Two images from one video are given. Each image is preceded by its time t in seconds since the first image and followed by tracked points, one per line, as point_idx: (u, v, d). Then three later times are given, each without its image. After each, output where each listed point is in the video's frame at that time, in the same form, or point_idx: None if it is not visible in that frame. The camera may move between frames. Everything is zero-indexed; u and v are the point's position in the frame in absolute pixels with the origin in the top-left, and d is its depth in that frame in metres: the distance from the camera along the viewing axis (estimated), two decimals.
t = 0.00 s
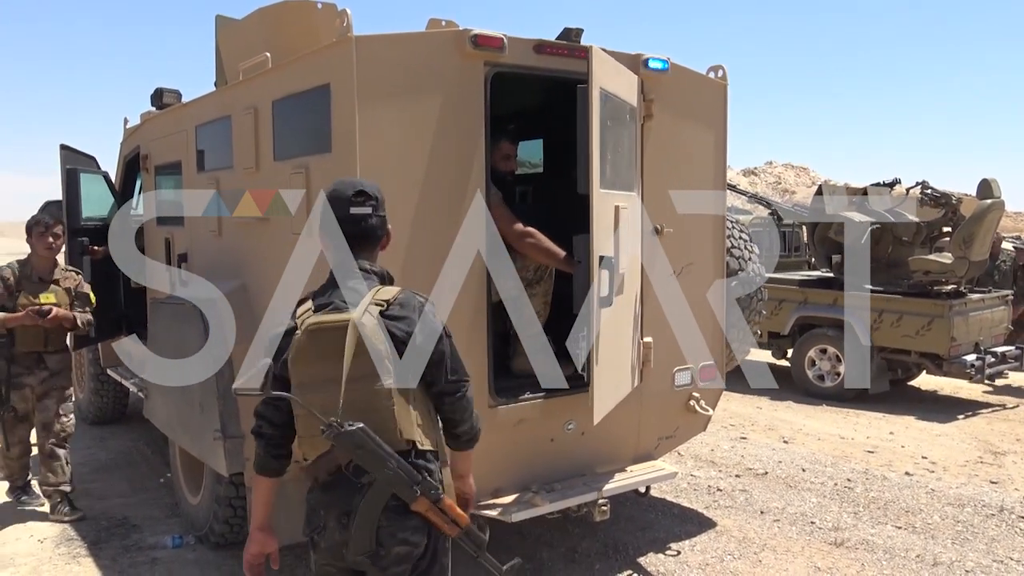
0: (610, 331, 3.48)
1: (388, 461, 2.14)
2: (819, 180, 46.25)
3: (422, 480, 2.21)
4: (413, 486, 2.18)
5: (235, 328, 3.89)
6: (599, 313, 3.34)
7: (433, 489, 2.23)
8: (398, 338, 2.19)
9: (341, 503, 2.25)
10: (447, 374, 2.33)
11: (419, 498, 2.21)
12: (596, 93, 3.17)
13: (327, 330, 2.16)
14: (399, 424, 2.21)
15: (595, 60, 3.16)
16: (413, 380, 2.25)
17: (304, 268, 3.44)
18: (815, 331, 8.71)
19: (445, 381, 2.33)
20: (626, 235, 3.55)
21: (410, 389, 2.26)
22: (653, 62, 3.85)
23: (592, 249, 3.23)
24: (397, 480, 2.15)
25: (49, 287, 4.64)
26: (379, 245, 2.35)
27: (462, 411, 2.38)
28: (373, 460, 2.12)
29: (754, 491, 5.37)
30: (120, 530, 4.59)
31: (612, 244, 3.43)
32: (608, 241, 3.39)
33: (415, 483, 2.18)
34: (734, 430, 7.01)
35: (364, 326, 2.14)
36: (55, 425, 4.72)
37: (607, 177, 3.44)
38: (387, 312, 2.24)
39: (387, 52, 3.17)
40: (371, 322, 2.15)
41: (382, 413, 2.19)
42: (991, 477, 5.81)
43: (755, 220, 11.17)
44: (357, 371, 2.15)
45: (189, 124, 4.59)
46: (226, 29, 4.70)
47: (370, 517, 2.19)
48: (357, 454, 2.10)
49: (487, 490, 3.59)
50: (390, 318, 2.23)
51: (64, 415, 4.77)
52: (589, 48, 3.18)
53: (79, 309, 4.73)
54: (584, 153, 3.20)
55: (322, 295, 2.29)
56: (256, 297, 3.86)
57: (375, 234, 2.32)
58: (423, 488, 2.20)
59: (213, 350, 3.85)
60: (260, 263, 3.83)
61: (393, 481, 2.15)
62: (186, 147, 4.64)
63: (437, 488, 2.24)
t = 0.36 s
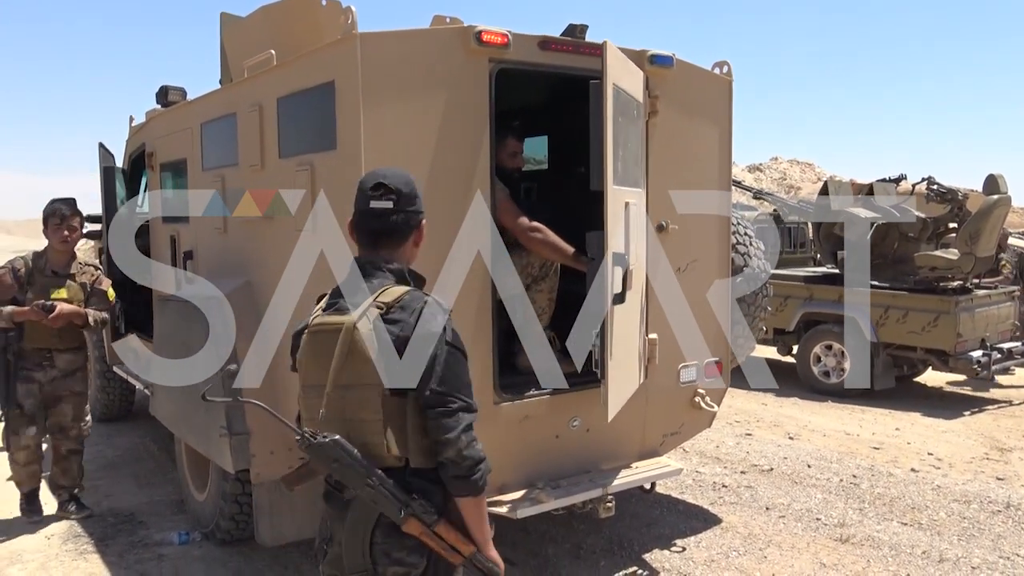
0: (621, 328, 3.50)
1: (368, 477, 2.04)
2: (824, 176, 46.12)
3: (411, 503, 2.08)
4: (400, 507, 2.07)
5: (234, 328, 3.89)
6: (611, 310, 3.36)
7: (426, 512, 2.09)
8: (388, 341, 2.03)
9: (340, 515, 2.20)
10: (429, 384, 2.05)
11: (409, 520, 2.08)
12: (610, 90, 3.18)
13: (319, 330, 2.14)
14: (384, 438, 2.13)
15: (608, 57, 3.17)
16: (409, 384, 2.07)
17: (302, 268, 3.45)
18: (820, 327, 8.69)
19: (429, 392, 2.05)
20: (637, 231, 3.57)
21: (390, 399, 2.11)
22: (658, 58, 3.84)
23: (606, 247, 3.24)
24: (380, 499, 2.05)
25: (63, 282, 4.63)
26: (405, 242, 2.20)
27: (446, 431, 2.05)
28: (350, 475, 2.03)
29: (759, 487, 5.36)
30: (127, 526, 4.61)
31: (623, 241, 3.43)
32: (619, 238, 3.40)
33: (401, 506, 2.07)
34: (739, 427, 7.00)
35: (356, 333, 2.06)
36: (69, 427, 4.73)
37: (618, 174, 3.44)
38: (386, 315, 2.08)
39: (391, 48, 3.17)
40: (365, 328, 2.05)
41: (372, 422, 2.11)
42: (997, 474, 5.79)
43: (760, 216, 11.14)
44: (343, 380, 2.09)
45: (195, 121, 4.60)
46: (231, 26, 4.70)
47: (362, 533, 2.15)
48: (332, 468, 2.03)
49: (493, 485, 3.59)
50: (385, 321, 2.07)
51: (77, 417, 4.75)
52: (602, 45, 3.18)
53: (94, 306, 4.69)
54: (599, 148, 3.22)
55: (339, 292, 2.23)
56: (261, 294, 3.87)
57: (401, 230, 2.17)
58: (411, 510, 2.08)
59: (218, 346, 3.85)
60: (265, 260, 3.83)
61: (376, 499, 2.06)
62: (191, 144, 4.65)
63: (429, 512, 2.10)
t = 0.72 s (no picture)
0: (625, 323, 3.51)
1: (324, 479, 2.11)
2: (825, 174, 46.11)
3: (364, 511, 2.06)
4: (353, 515, 2.06)
5: (235, 327, 3.87)
6: (615, 305, 3.38)
7: (381, 522, 2.06)
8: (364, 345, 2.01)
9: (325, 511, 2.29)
10: (390, 392, 1.99)
11: (363, 528, 2.05)
12: (618, 85, 3.20)
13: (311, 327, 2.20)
14: (351, 444, 2.09)
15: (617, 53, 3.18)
16: (410, 385, 1.96)
17: (302, 266, 3.45)
18: (818, 325, 8.71)
19: (391, 401, 1.99)
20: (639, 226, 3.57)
21: (361, 405, 2.06)
22: (659, 54, 3.84)
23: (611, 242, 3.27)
24: (336, 503, 2.09)
25: (41, 279, 4.28)
26: (401, 234, 2.12)
27: (400, 443, 1.96)
28: (308, 475, 2.13)
29: (754, 484, 5.38)
30: (124, 516, 4.62)
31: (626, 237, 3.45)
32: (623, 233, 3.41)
33: (354, 512, 2.06)
34: (735, 424, 7.02)
35: (334, 333, 2.09)
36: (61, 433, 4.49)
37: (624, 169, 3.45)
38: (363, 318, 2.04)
39: (392, 42, 3.16)
40: (342, 331, 2.08)
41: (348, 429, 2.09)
42: (992, 473, 5.81)
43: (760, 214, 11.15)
44: (319, 380, 2.14)
45: (194, 112, 4.59)
46: (231, 17, 4.69)
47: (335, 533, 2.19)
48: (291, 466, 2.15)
49: (488, 480, 3.59)
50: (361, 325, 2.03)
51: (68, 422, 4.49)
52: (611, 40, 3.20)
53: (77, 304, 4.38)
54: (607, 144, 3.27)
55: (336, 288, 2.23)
56: (261, 286, 3.87)
57: (394, 223, 2.10)
58: (364, 519, 2.05)
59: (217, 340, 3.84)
60: (264, 254, 3.83)
61: (333, 502, 2.10)
62: (191, 135, 4.64)
63: (386, 525, 2.06)
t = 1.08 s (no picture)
0: (627, 318, 3.52)
1: (286, 461, 2.14)
2: (825, 170, 46.11)
3: (322, 496, 2.09)
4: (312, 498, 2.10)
5: (235, 328, 3.81)
6: (619, 300, 3.40)
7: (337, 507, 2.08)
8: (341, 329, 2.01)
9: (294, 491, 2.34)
10: (356, 378, 1.97)
11: (319, 513, 2.09)
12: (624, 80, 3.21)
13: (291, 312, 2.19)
14: (321, 434, 2.10)
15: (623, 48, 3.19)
16: (408, 384, 2.00)
17: (303, 261, 3.44)
18: (816, 323, 8.72)
19: (356, 386, 1.97)
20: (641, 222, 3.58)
21: (332, 393, 2.06)
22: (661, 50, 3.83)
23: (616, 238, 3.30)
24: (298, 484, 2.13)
25: (32, 262, 4.02)
26: (379, 221, 2.12)
27: (359, 429, 1.95)
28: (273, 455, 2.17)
29: (751, 480, 5.39)
30: (121, 506, 4.63)
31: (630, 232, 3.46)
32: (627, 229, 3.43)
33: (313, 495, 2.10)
34: (733, 420, 7.03)
35: (311, 319, 2.06)
36: (54, 418, 4.06)
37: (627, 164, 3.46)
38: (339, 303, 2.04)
39: (393, 34, 3.15)
40: (318, 316, 2.05)
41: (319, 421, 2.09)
42: (988, 472, 5.82)
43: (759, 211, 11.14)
44: (297, 365, 2.13)
45: (195, 103, 4.58)
46: (233, 7, 4.67)
47: (302, 515, 2.26)
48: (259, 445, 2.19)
49: (485, 474, 3.60)
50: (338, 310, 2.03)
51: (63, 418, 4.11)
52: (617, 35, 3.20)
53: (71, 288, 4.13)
54: (609, 140, 3.27)
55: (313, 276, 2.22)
56: (260, 278, 3.86)
57: (373, 210, 2.10)
58: (321, 504, 2.08)
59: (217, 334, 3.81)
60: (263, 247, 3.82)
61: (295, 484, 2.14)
62: (191, 126, 4.63)
63: (340, 513, 2.07)
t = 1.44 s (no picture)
0: (629, 316, 3.53)
1: (255, 455, 1.99)
2: (824, 170, 46.14)
3: (298, 479, 2.03)
4: (285, 483, 2.01)
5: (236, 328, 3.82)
6: (623, 299, 3.41)
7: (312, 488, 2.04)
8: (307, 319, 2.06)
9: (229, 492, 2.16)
10: (329, 358, 2.05)
11: (295, 497, 2.02)
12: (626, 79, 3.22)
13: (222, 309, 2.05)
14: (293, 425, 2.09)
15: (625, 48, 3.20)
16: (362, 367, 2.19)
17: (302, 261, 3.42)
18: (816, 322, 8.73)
19: (326, 366, 2.04)
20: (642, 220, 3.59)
21: (298, 380, 2.10)
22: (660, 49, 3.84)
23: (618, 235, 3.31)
24: (267, 475, 2.00)
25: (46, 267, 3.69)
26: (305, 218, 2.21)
27: (341, 407, 2.04)
28: (236, 452, 1.99)
29: (751, 479, 5.40)
30: (120, 506, 4.63)
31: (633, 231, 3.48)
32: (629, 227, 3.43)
33: (287, 479, 2.01)
34: (732, 419, 7.03)
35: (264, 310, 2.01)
36: (49, 445, 3.65)
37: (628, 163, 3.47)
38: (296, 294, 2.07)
39: (393, 34, 3.15)
40: (274, 307, 2.02)
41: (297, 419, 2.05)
42: (988, 470, 5.83)
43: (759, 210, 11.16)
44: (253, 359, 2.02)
45: (195, 103, 4.59)
46: (232, 5, 4.67)
47: (252, 509, 2.10)
48: (217, 444, 1.98)
49: (485, 473, 3.61)
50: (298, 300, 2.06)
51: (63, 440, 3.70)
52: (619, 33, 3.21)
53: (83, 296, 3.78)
54: (612, 139, 3.28)
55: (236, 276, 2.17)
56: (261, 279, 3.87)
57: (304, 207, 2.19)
58: (298, 486, 2.02)
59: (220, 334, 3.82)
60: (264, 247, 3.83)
61: (263, 476, 2.00)
62: (191, 125, 4.64)
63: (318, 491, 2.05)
